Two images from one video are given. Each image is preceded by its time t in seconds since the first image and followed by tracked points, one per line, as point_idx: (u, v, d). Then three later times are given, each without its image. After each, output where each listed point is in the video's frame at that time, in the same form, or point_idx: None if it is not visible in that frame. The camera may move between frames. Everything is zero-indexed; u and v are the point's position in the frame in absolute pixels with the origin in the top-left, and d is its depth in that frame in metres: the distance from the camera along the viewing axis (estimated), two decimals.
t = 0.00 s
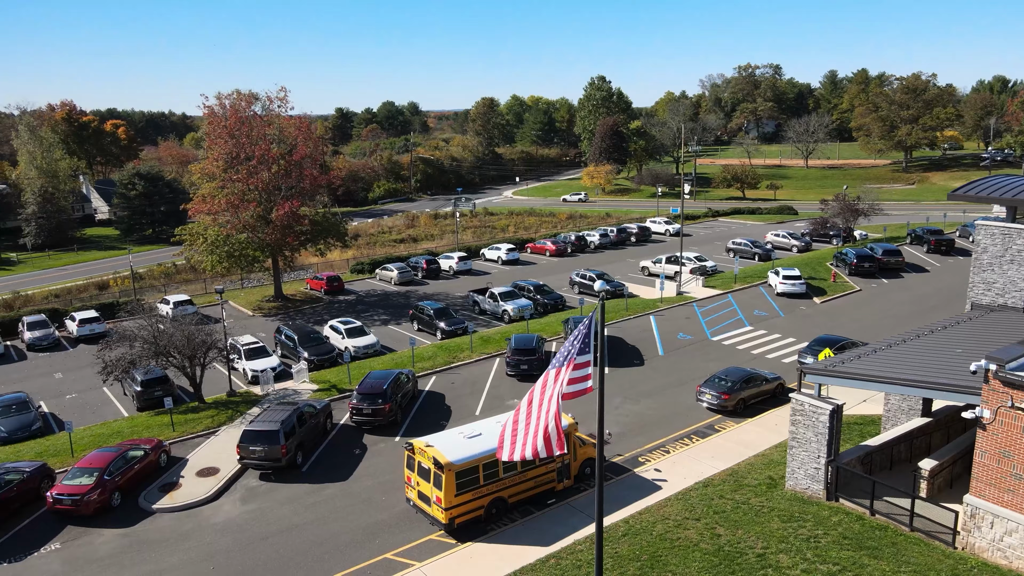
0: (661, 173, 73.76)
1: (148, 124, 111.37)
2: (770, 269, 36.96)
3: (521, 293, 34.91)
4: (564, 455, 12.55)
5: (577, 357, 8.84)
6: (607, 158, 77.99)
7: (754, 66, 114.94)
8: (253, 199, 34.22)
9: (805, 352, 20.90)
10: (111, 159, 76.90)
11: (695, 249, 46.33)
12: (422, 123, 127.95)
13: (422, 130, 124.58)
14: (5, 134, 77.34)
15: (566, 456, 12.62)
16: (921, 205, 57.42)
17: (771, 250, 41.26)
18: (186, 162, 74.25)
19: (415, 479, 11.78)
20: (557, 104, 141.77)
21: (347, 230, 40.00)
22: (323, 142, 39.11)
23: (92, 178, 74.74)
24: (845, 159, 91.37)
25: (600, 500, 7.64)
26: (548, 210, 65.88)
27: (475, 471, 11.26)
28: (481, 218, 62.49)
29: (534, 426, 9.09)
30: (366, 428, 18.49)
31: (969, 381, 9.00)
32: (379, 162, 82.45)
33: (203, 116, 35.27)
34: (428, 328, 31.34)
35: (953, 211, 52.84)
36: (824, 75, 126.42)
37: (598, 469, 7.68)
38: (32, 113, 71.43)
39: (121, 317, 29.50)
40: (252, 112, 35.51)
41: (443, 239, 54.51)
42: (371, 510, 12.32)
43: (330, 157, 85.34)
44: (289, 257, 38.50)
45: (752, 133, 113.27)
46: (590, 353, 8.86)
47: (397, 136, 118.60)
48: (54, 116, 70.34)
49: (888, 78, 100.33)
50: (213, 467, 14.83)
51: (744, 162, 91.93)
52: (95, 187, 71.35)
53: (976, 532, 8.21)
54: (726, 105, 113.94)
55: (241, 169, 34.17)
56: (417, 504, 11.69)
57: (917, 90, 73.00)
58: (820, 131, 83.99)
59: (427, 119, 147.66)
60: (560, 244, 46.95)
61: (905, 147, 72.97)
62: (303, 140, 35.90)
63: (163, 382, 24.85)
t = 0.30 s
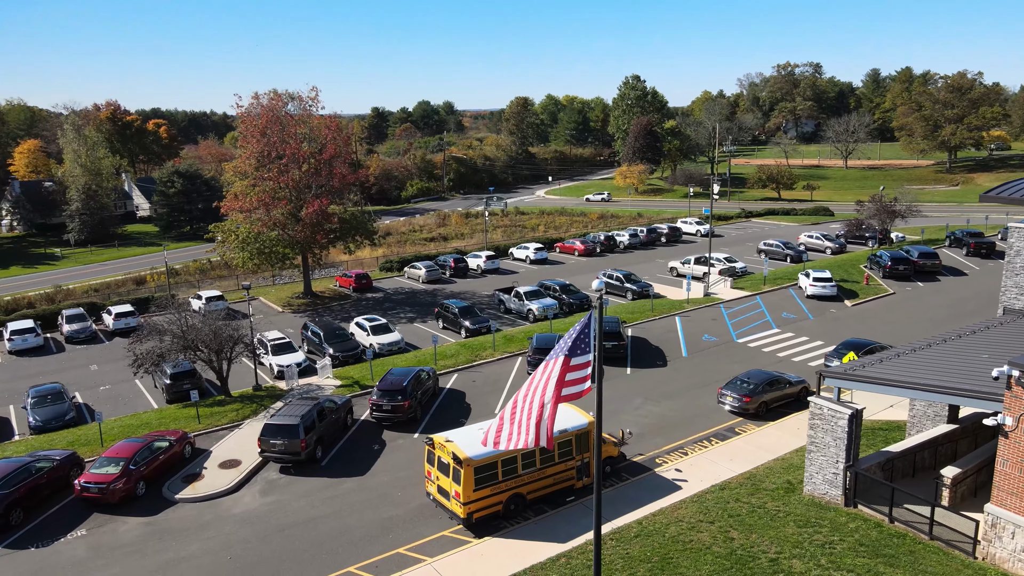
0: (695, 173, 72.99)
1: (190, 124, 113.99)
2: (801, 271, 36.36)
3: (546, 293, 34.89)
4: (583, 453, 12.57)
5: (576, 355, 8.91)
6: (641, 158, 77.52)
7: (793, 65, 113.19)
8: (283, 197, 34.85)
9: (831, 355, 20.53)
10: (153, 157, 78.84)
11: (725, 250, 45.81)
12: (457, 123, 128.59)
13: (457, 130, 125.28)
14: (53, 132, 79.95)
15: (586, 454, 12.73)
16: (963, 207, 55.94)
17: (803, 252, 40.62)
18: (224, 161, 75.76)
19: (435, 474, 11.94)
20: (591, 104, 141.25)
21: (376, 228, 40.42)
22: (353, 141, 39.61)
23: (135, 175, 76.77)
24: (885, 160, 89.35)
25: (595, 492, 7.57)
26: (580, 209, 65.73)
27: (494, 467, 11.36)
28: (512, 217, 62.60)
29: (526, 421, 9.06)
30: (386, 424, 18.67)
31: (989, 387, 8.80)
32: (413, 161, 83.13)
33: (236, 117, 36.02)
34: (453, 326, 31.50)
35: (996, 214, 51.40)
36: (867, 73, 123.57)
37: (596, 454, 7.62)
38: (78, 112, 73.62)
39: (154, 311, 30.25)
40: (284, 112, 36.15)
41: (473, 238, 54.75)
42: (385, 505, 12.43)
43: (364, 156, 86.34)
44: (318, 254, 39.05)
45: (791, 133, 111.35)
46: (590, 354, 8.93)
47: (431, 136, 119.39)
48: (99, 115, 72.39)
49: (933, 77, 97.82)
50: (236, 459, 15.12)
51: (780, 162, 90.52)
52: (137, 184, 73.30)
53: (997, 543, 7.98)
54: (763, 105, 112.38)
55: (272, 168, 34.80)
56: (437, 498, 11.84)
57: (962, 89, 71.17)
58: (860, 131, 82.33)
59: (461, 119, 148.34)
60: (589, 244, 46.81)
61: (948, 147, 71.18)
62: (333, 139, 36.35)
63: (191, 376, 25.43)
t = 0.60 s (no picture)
0: (724, 173, 72.17)
1: (222, 123, 115.84)
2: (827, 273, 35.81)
3: (568, 293, 34.84)
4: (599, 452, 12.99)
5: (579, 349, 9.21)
6: (669, 158, 76.90)
7: (828, 63, 111.39)
8: (308, 196, 35.24)
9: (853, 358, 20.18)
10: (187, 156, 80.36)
11: (752, 251, 45.26)
12: (486, 122, 128.86)
13: (486, 130, 125.58)
14: (90, 131, 81.90)
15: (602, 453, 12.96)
16: (1002, 209, 54.51)
17: (831, 253, 40.01)
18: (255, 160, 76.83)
19: (451, 470, 12.04)
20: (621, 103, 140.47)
21: (399, 227, 40.68)
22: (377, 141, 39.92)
23: (168, 173, 78.23)
24: (922, 160, 87.44)
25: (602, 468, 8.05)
26: (606, 209, 65.46)
27: (509, 464, 11.44)
28: (538, 217, 62.55)
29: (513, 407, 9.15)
30: (402, 421, 18.77)
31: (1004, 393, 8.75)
32: (441, 160, 83.50)
33: (263, 117, 36.58)
34: (474, 325, 31.59)
35: None
36: (904, 70, 120.85)
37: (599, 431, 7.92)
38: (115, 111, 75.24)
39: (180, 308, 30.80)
40: (310, 111, 36.56)
41: (498, 238, 54.81)
42: (398, 501, 12.52)
43: (393, 155, 86.94)
44: (343, 253, 39.44)
45: (825, 132, 109.34)
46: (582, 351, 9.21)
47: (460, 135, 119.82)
48: (135, 114, 73.94)
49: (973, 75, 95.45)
50: (254, 453, 15.34)
51: (812, 162, 89.13)
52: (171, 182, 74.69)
53: (1014, 552, 7.71)
54: (796, 104, 110.77)
55: (298, 166, 35.24)
56: (453, 494, 11.95)
57: (1002, 88, 69.45)
58: (895, 131, 80.77)
59: (490, 118, 148.61)
60: (614, 244, 46.61)
61: (987, 147, 69.51)
62: (357, 138, 36.66)
63: (214, 371, 25.85)
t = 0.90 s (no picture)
0: (760, 173, 71.04)
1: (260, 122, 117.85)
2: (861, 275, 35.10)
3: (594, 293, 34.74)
4: (619, 452, 13.03)
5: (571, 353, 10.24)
6: (704, 158, 75.97)
7: (871, 62, 108.94)
8: (338, 194, 35.70)
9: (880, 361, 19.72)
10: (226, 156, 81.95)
11: (784, 252, 44.47)
12: (521, 122, 128.91)
13: (521, 130, 125.58)
14: (133, 130, 84.05)
15: (621, 453, 13.04)
16: None
17: (866, 256, 39.19)
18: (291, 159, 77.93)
19: (470, 466, 12.17)
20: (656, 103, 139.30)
21: (427, 226, 40.93)
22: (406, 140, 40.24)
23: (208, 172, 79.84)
24: (967, 161, 84.90)
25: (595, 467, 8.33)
26: (638, 210, 65.03)
27: (528, 461, 11.53)
28: (569, 217, 62.41)
29: (504, 398, 10.53)
30: (422, 418, 18.89)
31: None
32: (474, 160, 83.84)
33: (295, 117, 37.25)
34: (499, 324, 31.66)
35: None
36: (952, 68, 117.10)
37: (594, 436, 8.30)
38: (158, 111, 77.08)
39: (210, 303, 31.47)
40: (340, 111, 37.02)
41: (529, 237, 54.80)
42: (413, 497, 12.62)
43: (426, 155, 87.43)
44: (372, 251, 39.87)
45: (867, 132, 106.68)
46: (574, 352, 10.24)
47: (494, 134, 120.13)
48: (176, 114, 75.61)
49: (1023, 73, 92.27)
50: (276, 447, 15.61)
51: (852, 162, 87.24)
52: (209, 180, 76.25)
53: None
54: (837, 103, 108.58)
55: (327, 165, 35.74)
56: (473, 490, 12.10)
57: None
58: (939, 131, 78.66)
59: (525, 118, 148.62)
60: (644, 244, 46.26)
61: None
62: (387, 138, 37.04)
63: (242, 365, 26.40)
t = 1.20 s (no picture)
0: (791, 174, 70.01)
1: (291, 121, 119.43)
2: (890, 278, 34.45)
3: (616, 293, 34.60)
4: (635, 451, 13.00)
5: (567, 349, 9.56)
6: (733, 158, 75.14)
7: (908, 60, 106.60)
8: (362, 194, 35.99)
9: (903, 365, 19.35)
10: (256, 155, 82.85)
11: (812, 254, 43.82)
12: (552, 121, 128.73)
13: (551, 129, 125.40)
14: (168, 130, 85.80)
15: (637, 453, 13.02)
16: None
17: (896, 258, 38.45)
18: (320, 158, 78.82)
19: (485, 464, 12.29)
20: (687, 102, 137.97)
21: (451, 225, 41.09)
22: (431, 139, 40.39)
23: (240, 170, 81.15)
24: (1008, 162, 82.66)
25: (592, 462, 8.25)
26: (666, 210, 64.57)
27: (543, 460, 11.57)
28: (596, 216, 62.19)
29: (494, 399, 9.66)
30: (438, 416, 18.97)
31: None
32: (502, 159, 84.02)
33: (322, 116, 37.71)
34: (519, 323, 31.67)
35: None
36: (993, 66, 113.91)
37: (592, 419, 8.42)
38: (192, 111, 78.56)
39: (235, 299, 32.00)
40: (365, 111, 37.30)
41: (555, 237, 54.74)
42: (426, 493, 12.70)
43: (454, 154, 87.87)
44: (396, 249, 40.16)
45: (903, 132, 104.46)
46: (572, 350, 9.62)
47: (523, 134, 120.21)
48: (210, 114, 76.97)
49: None
50: (294, 442, 15.82)
51: (887, 163, 85.55)
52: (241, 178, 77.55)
53: None
54: (873, 103, 106.43)
55: (352, 165, 36.04)
56: (488, 487, 12.18)
57: None
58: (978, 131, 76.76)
59: (554, 117, 148.45)
60: (669, 245, 45.96)
61: None
62: (410, 137, 37.28)
63: (264, 361, 26.79)
